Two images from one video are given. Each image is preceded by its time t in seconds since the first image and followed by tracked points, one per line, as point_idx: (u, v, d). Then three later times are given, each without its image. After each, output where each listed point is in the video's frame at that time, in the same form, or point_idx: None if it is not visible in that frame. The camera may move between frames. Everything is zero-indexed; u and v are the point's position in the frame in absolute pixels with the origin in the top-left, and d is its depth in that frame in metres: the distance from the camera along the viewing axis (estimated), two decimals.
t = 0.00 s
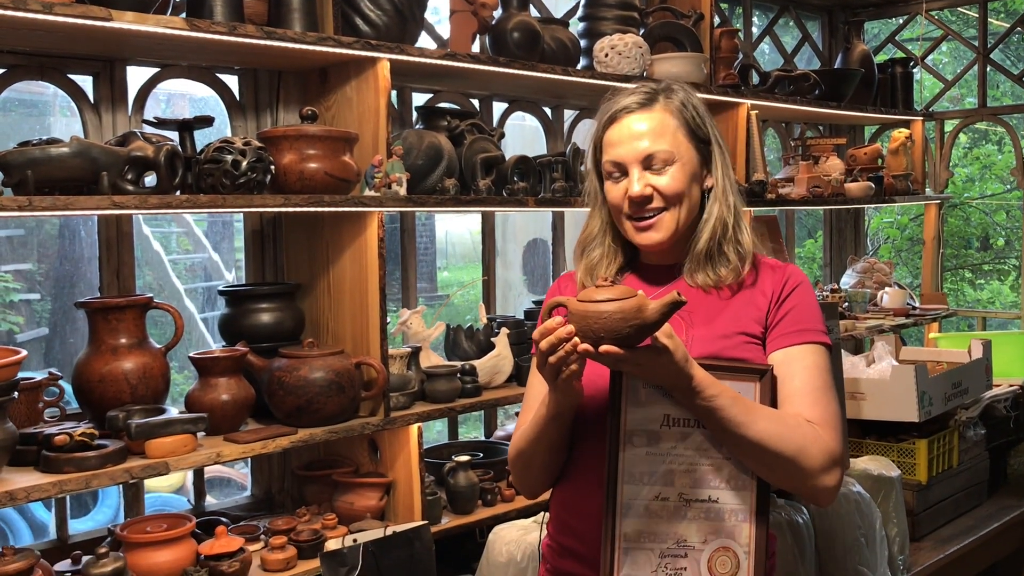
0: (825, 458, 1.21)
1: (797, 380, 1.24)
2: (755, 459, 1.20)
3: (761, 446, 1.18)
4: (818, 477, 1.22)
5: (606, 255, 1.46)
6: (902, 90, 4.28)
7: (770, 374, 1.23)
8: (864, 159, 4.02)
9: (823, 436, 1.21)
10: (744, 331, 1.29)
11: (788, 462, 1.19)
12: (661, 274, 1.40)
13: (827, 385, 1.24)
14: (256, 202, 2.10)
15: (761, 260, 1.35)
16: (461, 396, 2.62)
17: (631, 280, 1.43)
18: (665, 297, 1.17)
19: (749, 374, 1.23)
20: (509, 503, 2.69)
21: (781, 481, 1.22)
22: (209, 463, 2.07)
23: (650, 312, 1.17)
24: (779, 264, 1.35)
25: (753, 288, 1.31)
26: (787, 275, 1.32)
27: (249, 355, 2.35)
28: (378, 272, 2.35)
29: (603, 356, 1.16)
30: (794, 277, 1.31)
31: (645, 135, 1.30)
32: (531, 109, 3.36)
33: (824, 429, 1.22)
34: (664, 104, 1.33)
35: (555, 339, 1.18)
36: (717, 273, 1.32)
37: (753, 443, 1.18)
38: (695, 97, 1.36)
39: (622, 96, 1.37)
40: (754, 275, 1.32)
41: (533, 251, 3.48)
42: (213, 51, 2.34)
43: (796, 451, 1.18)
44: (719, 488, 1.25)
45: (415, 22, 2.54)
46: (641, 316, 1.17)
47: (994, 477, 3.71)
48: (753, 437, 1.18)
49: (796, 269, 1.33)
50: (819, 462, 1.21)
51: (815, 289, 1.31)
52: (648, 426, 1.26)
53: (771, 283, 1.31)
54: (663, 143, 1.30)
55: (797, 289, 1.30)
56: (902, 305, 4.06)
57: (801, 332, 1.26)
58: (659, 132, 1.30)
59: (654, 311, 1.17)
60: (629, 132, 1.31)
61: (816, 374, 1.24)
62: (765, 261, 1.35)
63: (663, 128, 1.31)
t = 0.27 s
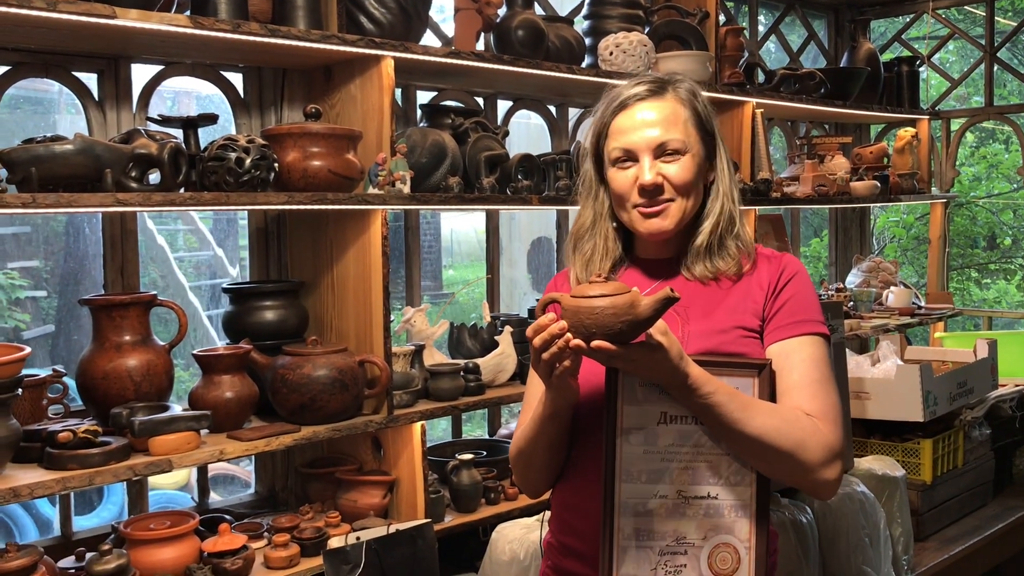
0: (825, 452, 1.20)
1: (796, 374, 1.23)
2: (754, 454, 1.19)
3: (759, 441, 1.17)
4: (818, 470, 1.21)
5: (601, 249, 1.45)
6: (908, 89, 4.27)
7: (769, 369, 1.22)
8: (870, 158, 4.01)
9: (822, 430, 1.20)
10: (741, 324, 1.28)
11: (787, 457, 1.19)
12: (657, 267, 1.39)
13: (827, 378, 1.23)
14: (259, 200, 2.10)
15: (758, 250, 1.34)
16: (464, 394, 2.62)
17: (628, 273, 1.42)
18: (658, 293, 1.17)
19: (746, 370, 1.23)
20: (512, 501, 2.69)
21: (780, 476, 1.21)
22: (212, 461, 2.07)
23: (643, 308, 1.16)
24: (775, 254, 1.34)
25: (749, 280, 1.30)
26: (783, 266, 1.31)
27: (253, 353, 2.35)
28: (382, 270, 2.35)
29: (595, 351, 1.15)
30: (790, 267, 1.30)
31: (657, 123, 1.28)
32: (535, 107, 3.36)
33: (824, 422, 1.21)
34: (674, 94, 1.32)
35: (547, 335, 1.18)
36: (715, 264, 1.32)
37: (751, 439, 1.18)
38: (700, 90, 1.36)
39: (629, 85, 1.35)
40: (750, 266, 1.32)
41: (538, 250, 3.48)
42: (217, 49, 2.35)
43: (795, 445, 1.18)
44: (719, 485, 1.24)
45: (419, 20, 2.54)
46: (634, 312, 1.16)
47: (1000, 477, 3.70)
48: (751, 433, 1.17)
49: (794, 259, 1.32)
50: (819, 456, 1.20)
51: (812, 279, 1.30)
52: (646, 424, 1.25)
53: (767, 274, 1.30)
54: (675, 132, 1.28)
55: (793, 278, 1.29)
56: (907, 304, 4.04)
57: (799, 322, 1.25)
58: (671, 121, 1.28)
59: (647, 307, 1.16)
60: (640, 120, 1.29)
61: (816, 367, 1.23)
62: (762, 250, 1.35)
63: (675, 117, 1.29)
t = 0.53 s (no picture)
0: (827, 449, 1.19)
1: (797, 370, 1.22)
2: (754, 451, 1.19)
3: (760, 437, 1.17)
4: (819, 467, 1.20)
5: (603, 242, 1.44)
6: (917, 87, 4.25)
7: (770, 365, 1.21)
8: (878, 156, 4.00)
9: (823, 427, 1.19)
10: (742, 320, 1.27)
11: (787, 453, 1.18)
12: (659, 262, 1.39)
13: (828, 375, 1.22)
14: (265, 195, 2.10)
15: (761, 244, 1.33)
16: (469, 391, 2.62)
17: (631, 268, 1.42)
18: (660, 289, 1.15)
19: (747, 367, 1.22)
20: (517, 498, 2.68)
21: (781, 472, 1.20)
22: (217, 456, 2.08)
23: (644, 303, 1.15)
24: (778, 247, 1.33)
25: (751, 274, 1.30)
26: (785, 259, 1.30)
27: (258, 348, 2.35)
28: (387, 266, 2.35)
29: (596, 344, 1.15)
30: (793, 262, 1.29)
31: (674, 120, 1.26)
32: (542, 104, 3.36)
33: (825, 419, 1.20)
34: (690, 89, 1.29)
35: (548, 328, 1.17)
36: (717, 261, 1.32)
37: (750, 435, 1.17)
38: (713, 85, 1.34)
39: (644, 78, 1.32)
40: (753, 261, 1.31)
41: (544, 247, 3.48)
42: (223, 45, 2.35)
43: (795, 442, 1.17)
44: (721, 481, 1.24)
45: (425, 16, 2.54)
46: (636, 307, 1.15)
47: (1008, 477, 3.68)
48: (751, 429, 1.17)
49: (796, 251, 1.31)
50: (820, 454, 1.19)
51: (815, 273, 1.29)
52: (646, 421, 1.24)
53: (769, 268, 1.29)
54: (692, 131, 1.26)
55: (795, 273, 1.28)
56: (915, 303, 4.03)
57: (800, 317, 1.24)
58: (688, 119, 1.26)
59: (648, 303, 1.15)
60: (656, 116, 1.27)
61: (817, 363, 1.22)
62: (765, 244, 1.34)
63: (692, 114, 1.27)
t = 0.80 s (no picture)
0: (828, 451, 1.19)
1: (800, 372, 1.21)
2: (756, 452, 1.18)
3: (762, 437, 1.16)
4: (820, 469, 1.20)
5: (606, 238, 1.44)
6: (925, 85, 4.23)
7: (772, 365, 1.21)
8: (886, 154, 3.98)
9: (825, 429, 1.18)
10: (744, 320, 1.27)
11: (789, 455, 1.17)
12: (663, 259, 1.38)
13: (830, 377, 1.22)
14: (269, 190, 2.10)
15: (765, 243, 1.32)
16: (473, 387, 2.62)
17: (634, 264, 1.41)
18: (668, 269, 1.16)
19: (749, 368, 1.21)
20: (521, 495, 2.68)
21: (782, 474, 1.20)
22: (221, 450, 2.08)
23: (652, 283, 1.16)
24: (782, 246, 1.32)
25: (754, 273, 1.29)
26: (789, 259, 1.29)
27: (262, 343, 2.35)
28: (392, 261, 2.35)
29: (608, 324, 1.10)
30: (797, 262, 1.29)
31: (681, 118, 1.26)
32: (548, 100, 3.35)
33: (827, 421, 1.19)
34: (699, 87, 1.29)
35: (555, 312, 1.15)
36: (721, 259, 1.31)
37: (753, 435, 1.16)
38: (721, 83, 1.33)
39: (652, 73, 1.31)
40: (756, 260, 1.30)
41: (551, 244, 3.47)
42: (229, 40, 2.35)
43: (798, 443, 1.16)
44: (722, 481, 1.23)
45: (430, 12, 2.54)
46: (643, 287, 1.17)
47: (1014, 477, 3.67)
48: (754, 429, 1.16)
49: (800, 251, 1.31)
50: (822, 456, 1.19)
51: (819, 274, 1.28)
52: (647, 421, 1.24)
53: (773, 268, 1.28)
54: (699, 129, 1.26)
55: (799, 273, 1.28)
56: (922, 302, 4.01)
57: (803, 318, 1.24)
58: (694, 117, 1.26)
59: (656, 283, 1.16)
60: (663, 113, 1.27)
61: (820, 365, 1.22)
62: (769, 244, 1.33)
63: (699, 113, 1.26)
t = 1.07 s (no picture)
0: (821, 455, 1.19)
1: (795, 375, 1.21)
2: (750, 454, 1.18)
3: (757, 438, 1.16)
4: (813, 473, 1.20)
5: (605, 235, 1.44)
6: (931, 84, 4.22)
7: (768, 367, 1.20)
8: (890, 153, 3.97)
9: (818, 434, 1.18)
10: (742, 321, 1.26)
11: (781, 459, 1.17)
12: (662, 256, 1.38)
13: (826, 382, 1.21)
14: (270, 185, 2.10)
15: (767, 244, 1.32)
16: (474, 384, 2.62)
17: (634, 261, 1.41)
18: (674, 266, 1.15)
19: (745, 370, 1.21)
20: (521, 492, 2.68)
21: (775, 478, 1.20)
22: (220, 446, 2.08)
23: (657, 280, 1.15)
24: (784, 247, 1.31)
25: (754, 273, 1.28)
26: (790, 260, 1.28)
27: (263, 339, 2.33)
28: (393, 257, 2.35)
29: (610, 319, 1.09)
30: (798, 263, 1.28)
31: (671, 117, 1.25)
32: (552, 97, 3.35)
33: (821, 426, 1.19)
34: (693, 84, 1.27)
35: (559, 306, 1.15)
36: (720, 259, 1.30)
37: (748, 437, 1.16)
38: (718, 79, 1.31)
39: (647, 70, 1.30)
40: (757, 261, 1.29)
41: (555, 242, 3.47)
42: (232, 35, 2.35)
43: (791, 447, 1.16)
44: (717, 482, 1.23)
45: (433, 9, 2.54)
46: (649, 284, 1.16)
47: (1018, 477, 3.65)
48: (749, 430, 1.16)
49: (802, 252, 1.30)
50: (815, 460, 1.19)
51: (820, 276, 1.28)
52: (643, 421, 1.23)
53: (773, 269, 1.28)
54: (689, 128, 1.25)
55: (800, 275, 1.27)
56: (926, 301, 4.00)
57: (802, 321, 1.23)
58: (684, 116, 1.25)
59: (661, 281, 1.15)
60: (653, 113, 1.26)
61: (815, 370, 1.21)
62: (771, 244, 1.32)
63: (690, 111, 1.25)
